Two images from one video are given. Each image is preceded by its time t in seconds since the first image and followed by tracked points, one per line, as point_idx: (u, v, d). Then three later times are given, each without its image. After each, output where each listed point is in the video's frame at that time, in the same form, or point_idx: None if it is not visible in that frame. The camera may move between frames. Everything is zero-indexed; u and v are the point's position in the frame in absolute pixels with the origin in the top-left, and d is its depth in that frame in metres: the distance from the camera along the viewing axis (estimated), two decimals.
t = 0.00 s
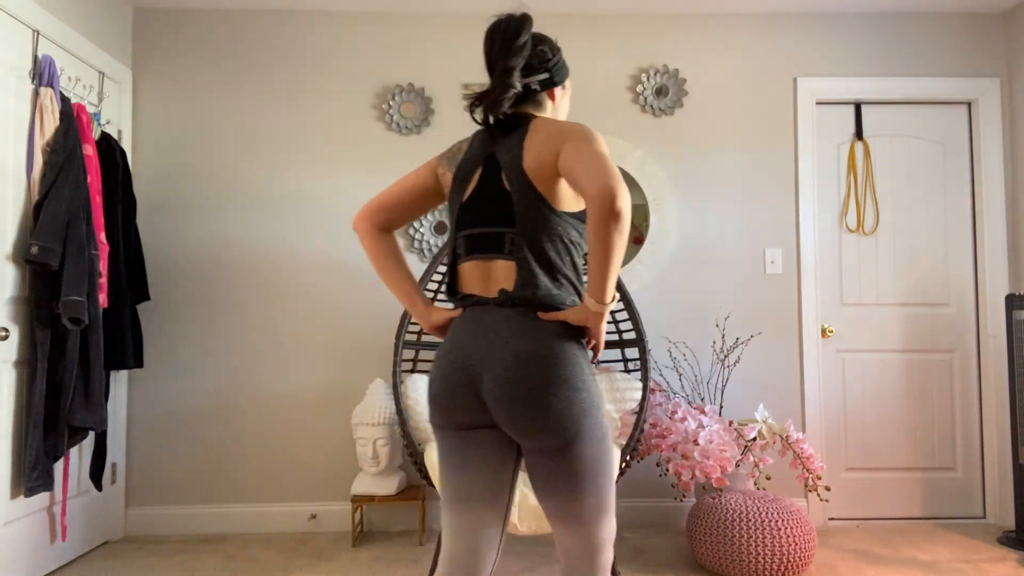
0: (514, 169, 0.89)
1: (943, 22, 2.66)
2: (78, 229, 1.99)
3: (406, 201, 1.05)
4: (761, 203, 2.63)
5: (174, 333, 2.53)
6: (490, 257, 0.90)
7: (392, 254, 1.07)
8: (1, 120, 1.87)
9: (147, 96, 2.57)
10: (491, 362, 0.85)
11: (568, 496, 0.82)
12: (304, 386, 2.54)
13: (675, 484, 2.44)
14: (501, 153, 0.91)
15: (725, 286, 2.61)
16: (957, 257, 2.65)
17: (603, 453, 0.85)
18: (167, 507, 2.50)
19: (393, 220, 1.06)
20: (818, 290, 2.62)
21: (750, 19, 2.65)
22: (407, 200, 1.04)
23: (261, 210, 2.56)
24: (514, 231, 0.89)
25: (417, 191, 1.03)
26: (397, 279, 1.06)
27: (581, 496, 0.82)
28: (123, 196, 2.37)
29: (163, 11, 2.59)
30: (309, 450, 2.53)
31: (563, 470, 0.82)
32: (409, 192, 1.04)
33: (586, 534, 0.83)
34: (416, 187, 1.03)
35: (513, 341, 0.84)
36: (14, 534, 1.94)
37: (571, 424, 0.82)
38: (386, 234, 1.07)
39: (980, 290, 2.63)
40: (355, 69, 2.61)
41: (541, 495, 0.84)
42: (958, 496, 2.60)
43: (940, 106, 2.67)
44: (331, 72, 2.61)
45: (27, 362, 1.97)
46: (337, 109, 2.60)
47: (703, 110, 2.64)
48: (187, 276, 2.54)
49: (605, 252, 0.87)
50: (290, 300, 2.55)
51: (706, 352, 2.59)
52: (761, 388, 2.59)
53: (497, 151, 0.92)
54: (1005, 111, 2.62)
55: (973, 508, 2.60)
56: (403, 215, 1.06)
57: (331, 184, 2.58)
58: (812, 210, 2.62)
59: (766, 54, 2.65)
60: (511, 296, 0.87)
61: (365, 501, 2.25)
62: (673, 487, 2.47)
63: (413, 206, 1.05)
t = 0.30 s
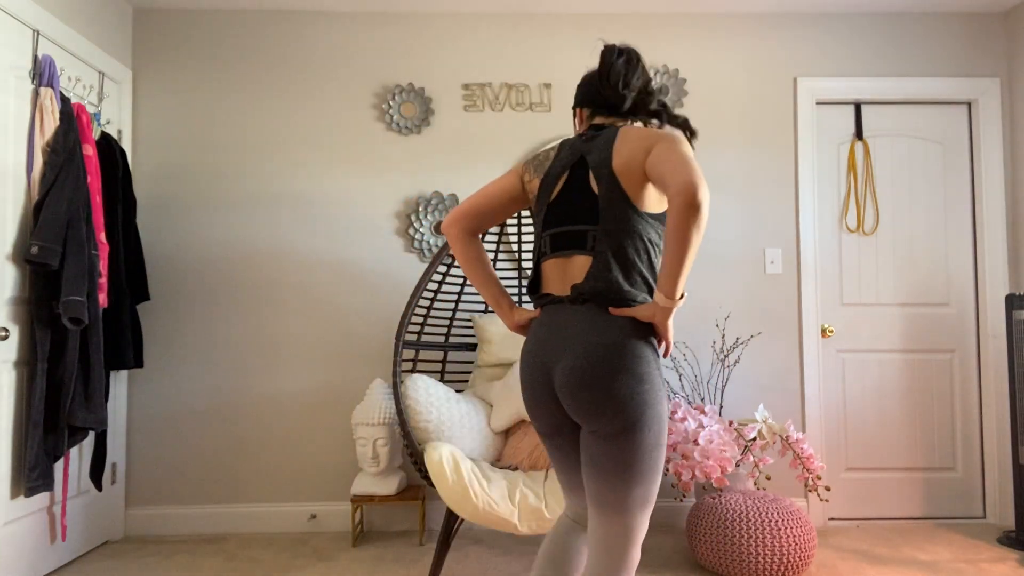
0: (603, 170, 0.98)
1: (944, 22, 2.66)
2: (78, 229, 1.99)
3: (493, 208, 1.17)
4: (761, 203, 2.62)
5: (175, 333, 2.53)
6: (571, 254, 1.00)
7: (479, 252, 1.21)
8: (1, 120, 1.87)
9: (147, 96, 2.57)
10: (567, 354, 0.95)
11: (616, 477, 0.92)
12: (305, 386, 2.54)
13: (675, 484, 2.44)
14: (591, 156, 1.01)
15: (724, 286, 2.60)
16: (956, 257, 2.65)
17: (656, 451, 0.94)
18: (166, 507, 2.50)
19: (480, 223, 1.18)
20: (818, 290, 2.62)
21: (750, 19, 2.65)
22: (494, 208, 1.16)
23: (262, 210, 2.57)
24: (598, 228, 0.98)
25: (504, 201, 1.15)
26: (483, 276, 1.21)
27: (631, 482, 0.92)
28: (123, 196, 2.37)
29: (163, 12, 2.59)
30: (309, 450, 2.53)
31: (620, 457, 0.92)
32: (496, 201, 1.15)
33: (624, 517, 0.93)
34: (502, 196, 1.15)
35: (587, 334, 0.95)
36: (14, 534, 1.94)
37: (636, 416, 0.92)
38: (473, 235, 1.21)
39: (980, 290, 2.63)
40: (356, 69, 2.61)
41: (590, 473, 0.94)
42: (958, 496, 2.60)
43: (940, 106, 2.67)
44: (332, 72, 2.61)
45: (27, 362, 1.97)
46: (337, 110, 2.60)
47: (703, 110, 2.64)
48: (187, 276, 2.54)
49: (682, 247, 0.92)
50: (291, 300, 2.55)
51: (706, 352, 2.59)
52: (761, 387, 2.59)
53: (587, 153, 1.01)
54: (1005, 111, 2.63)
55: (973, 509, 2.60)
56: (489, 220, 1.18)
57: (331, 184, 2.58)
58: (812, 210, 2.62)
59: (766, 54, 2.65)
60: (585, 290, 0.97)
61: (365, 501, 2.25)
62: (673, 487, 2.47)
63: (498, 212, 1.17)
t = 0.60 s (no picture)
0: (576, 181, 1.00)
1: (943, 22, 2.66)
2: (78, 229, 1.99)
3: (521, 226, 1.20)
4: (761, 203, 2.62)
5: (174, 333, 2.53)
6: (563, 264, 1.03)
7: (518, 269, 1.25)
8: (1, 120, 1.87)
9: (147, 96, 2.57)
10: (564, 354, 0.97)
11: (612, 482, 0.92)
12: (305, 386, 2.54)
13: (675, 484, 2.44)
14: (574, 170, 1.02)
15: (724, 286, 2.60)
16: (956, 257, 2.65)
17: (653, 450, 0.94)
18: (166, 507, 2.50)
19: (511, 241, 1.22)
20: (818, 290, 2.62)
21: (750, 19, 2.65)
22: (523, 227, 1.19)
23: (261, 211, 2.57)
24: (579, 239, 0.99)
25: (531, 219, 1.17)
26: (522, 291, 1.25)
27: (628, 480, 0.92)
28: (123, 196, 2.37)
29: (163, 12, 2.59)
30: (309, 450, 2.53)
31: (616, 455, 0.92)
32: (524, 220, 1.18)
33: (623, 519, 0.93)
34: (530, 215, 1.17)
35: (583, 334, 0.96)
36: (14, 534, 1.94)
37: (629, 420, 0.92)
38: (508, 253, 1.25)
39: (980, 290, 2.63)
40: (356, 69, 2.61)
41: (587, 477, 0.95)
42: (958, 496, 2.60)
43: (940, 106, 2.67)
44: (332, 72, 2.61)
45: (27, 362, 1.97)
46: (337, 110, 2.60)
47: (703, 110, 2.64)
48: (187, 277, 2.54)
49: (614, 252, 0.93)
50: (291, 300, 2.55)
51: (706, 352, 2.59)
52: (761, 387, 2.59)
53: (574, 168, 1.03)
54: (1005, 110, 2.62)
55: (973, 508, 2.60)
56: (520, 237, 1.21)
57: (331, 184, 2.58)
58: (812, 210, 2.62)
59: (766, 54, 2.65)
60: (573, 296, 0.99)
61: (365, 501, 2.25)
62: (674, 487, 2.47)
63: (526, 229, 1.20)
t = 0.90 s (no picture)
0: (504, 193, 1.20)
1: (943, 22, 2.66)
2: (78, 229, 1.99)
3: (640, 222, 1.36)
4: (761, 203, 2.62)
5: (174, 333, 2.53)
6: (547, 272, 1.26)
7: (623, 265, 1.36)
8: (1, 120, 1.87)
9: (147, 96, 2.57)
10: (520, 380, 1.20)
11: (560, 477, 1.10)
12: (305, 386, 2.54)
13: (675, 484, 2.44)
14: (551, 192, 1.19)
15: (724, 287, 2.60)
16: (956, 257, 2.65)
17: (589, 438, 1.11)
18: (167, 507, 2.50)
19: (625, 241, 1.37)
20: (818, 290, 2.62)
21: (750, 19, 2.65)
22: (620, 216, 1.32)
23: (261, 211, 2.57)
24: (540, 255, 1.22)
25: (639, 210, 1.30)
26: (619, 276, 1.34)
27: (570, 468, 1.10)
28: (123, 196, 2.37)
29: (163, 12, 2.59)
30: (309, 450, 2.53)
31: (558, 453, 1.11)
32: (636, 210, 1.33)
33: (581, 505, 1.09)
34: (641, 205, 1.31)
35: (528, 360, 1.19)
36: (14, 534, 1.94)
37: (571, 422, 1.10)
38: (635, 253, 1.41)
39: (979, 290, 2.63)
40: (356, 69, 2.61)
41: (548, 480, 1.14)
42: (958, 496, 2.60)
43: (940, 106, 2.67)
44: (332, 71, 2.61)
45: (27, 362, 1.97)
46: (337, 109, 2.60)
47: (703, 110, 2.64)
48: (187, 277, 2.54)
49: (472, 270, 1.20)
50: (290, 300, 2.55)
51: (706, 352, 2.59)
52: (761, 388, 2.59)
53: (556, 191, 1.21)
54: (1006, 111, 2.63)
55: (972, 508, 2.60)
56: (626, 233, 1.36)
57: (331, 184, 2.58)
58: (812, 210, 2.62)
59: (766, 54, 2.65)
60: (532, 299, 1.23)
61: (365, 501, 2.25)
62: (674, 487, 2.47)
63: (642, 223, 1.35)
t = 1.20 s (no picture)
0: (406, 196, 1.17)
1: (943, 22, 2.66)
2: (78, 229, 1.99)
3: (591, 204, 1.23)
4: (761, 203, 2.62)
5: (174, 333, 2.53)
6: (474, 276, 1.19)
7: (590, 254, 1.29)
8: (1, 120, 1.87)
9: (147, 96, 2.57)
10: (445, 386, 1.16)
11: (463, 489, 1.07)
12: (305, 386, 2.54)
13: (675, 484, 2.44)
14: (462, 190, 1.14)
15: (724, 287, 2.60)
16: (957, 257, 2.65)
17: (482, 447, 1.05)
18: (167, 508, 2.50)
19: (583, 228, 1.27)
20: (818, 290, 2.62)
21: (749, 19, 2.65)
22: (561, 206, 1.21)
23: (261, 210, 2.57)
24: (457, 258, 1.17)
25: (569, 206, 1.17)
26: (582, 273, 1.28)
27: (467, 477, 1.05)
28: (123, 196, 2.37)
29: (163, 12, 2.59)
30: (309, 450, 2.53)
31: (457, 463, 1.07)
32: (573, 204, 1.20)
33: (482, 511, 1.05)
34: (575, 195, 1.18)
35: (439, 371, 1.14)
36: (14, 534, 1.94)
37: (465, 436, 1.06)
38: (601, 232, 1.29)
39: (980, 290, 2.63)
40: (356, 69, 2.61)
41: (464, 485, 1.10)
42: (959, 496, 2.60)
43: (940, 106, 2.67)
44: (332, 72, 2.61)
45: (27, 362, 1.97)
46: (337, 110, 2.60)
47: (703, 110, 2.64)
48: (187, 276, 2.54)
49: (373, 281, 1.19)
50: (290, 300, 2.55)
51: (706, 352, 2.59)
52: (761, 388, 2.59)
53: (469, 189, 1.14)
54: (1005, 111, 2.63)
55: (973, 509, 2.59)
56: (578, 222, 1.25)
57: (331, 184, 2.58)
58: (812, 210, 2.62)
59: (766, 54, 2.65)
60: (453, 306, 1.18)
61: (365, 501, 2.25)
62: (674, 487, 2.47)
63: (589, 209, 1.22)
